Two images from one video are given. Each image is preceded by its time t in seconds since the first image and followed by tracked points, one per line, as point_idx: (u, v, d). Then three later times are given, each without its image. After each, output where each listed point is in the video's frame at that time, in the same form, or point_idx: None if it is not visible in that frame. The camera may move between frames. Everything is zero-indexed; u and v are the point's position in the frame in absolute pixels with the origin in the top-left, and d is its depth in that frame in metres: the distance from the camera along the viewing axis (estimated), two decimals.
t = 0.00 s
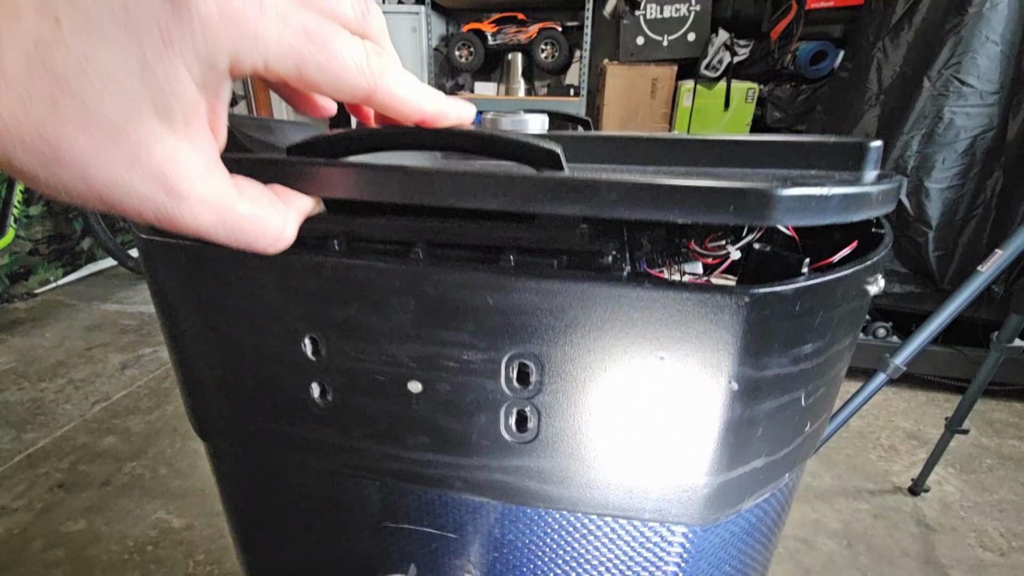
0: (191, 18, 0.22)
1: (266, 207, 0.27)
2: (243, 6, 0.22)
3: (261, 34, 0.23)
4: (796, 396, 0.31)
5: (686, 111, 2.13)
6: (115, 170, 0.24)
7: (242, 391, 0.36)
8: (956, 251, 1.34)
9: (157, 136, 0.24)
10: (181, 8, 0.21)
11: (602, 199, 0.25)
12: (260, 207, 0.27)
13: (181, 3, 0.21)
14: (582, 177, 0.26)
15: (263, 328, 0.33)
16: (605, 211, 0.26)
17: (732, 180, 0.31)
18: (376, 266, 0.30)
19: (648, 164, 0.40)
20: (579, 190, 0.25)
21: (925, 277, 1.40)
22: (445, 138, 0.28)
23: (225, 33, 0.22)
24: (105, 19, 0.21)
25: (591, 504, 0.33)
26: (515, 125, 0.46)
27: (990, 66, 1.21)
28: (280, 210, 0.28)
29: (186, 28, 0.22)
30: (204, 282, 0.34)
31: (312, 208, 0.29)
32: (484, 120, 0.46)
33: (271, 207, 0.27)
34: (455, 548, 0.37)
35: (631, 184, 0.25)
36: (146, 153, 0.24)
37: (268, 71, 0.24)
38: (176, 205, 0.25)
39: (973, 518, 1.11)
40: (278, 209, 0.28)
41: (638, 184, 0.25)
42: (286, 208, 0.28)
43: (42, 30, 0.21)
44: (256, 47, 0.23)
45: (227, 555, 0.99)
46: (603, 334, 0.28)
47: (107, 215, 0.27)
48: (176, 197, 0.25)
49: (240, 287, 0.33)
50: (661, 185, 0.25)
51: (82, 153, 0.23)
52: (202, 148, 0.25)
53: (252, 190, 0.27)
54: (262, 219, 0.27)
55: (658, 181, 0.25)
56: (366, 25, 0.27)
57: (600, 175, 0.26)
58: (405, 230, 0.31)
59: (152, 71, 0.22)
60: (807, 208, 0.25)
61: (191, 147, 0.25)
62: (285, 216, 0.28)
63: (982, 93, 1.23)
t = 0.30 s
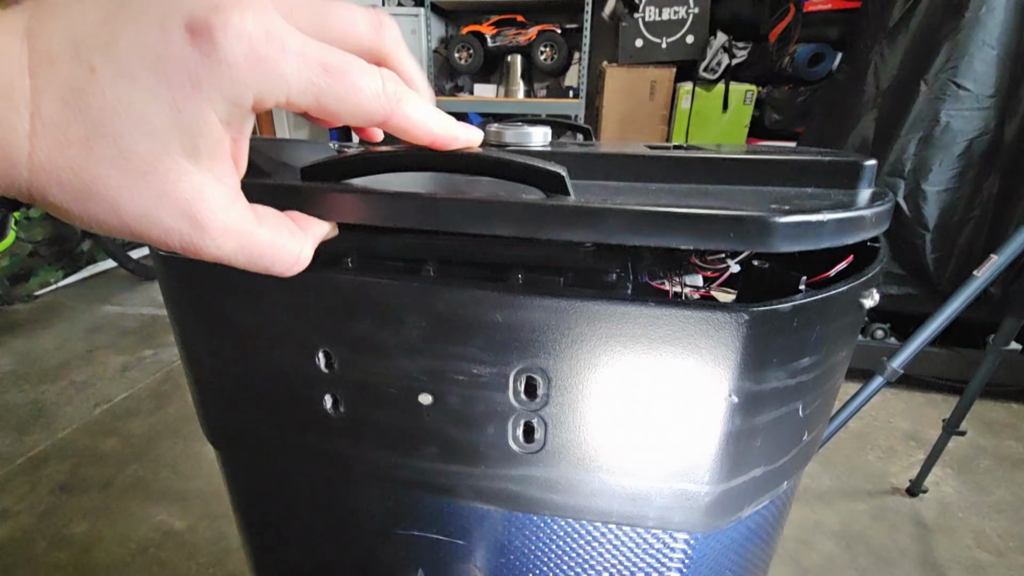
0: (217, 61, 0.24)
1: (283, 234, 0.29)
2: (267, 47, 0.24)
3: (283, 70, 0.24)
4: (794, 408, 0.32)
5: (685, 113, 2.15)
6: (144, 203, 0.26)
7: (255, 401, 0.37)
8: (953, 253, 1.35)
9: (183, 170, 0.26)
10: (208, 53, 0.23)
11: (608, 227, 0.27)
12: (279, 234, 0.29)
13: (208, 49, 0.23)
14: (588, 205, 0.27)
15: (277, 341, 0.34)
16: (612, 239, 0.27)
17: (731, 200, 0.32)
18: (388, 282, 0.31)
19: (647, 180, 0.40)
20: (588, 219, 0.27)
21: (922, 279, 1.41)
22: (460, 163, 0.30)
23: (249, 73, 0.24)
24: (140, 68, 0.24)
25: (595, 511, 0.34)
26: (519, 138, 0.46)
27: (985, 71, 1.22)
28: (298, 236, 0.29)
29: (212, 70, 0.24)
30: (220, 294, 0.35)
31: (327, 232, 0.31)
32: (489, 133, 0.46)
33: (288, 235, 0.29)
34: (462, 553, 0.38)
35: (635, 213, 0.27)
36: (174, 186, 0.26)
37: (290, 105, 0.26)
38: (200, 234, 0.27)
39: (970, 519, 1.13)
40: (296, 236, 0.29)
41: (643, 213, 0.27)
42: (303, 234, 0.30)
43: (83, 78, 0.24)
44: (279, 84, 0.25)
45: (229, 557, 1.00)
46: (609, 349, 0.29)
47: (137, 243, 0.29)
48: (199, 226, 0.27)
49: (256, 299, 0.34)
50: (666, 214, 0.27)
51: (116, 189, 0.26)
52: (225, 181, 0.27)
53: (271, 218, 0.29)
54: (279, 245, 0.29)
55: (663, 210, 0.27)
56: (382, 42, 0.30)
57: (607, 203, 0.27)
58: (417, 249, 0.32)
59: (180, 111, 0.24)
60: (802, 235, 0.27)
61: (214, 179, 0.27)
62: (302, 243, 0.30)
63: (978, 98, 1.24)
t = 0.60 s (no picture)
0: (225, 65, 0.24)
1: (289, 232, 0.29)
2: (272, 49, 0.24)
3: (288, 72, 0.24)
4: (792, 407, 0.33)
5: (683, 114, 2.14)
6: (152, 204, 0.26)
7: (257, 401, 0.38)
8: (951, 252, 1.35)
9: (189, 172, 0.26)
10: (215, 57, 0.24)
11: (606, 227, 0.28)
12: (284, 233, 0.29)
13: (216, 53, 0.24)
14: (588, 205, 0.28)
15: (279, 342, 0.34)
16: (611, 239, 0.28)
17: (731, 203, 0.32)
18: (390, 283, 0.31)
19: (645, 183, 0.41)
20: (588, 219, 0.28)
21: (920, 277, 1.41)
22: (462, 164, 0.30)
23: (255, 77, 0.24)
24: (147, 72, 0.24)
25: (595, 510, 0.34)
26: (517, 139, 0.46)
27: (983, 71, 1.23)
28: (303, 237, 0.30)
29: (220, 75, 0.24)
30: (222, 294, 0.35)
31: (329, 231, 0.31)
32: (488, 134, 0.47)
33: (293, 234, 0.29)
34: (463, 553, 0.38)
35: (633, 214, 0.27)
36: (180, 187, 0.26)
37: (295, 106, 0.26)
38: (206, 233, 0.28)
39: (969, 518, 1.13)
40: (301, 236, 0.29)
41: (641, 213, 0.27)
42: (308, 234, 0.30)
43: (94, 83, 0.24)
44: (284, 85, 0.25)
45: (228, 557, 1.00)
46: (611, 342, 0.30)
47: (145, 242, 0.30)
48: (206, 226, 0.27)
49: (257, 298, 0.34)
50: (665, 215, 0.27)
51: (124, 190, 0.26)
52: (231, 182, 0.27)
53: (275, 218, 0.29)
54: (284, 243, 0.29)
55: (662, 211, 0.27)
56: None
57: (606, 205, 0.28)
58: (418, 251, 0.33)
59: (187, 115, 0.25)
60: (798, 237, 0.27)
61: (219, 181, 0.27)
62: (305, 243, 0.30)
63: (976, 97, 1.24)
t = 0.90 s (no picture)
0: (234, 74, 0.24)
1: (294, 238, 0.29)
2: (280, 57, 0.24)
3: (296, 80, 0.25)
4: (794, 408, 0.33)
5: (682, 116, 2.14)
6: (161, 211, 0.27)
7: (260, 403, 0.38)
8: (950, 253, 1.35)
9: (198, 178, 0.26)
10: (224, 66, 0.24)
11: (609, 229, 0.28)
12: (289, 238, 0.29)
13: (225, 62, 0.24)
14: (589, 208, 0.28)
15: (283, 344, 0.35)
16: (613, 241, 0.28)
17: (732, 205, 0.33)
18: (394, 284, 0.31)
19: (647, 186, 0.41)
20: (590, 220, 0.28)
21: (919, 278, 1.41)
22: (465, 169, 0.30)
23: (264, 85, 0.24)
24: (157, 81, 0.24)
25: (599, 511, 0.34)
26: (519, 141, 0.47)
27: (981, 72, 1.23)
28: (307, 241, 0.30)
29: (229, 83, 0.24)
30: (226, 296, 0.35)
31: (331, 234, 0.32)
32: (489, 135, 0.47)
33: (299, 240, 0.29)
34: (465, 553, 0.38)
35: (636, 217, 0.27)
36: (189, 194, 0.26)
37: (302, 113, 0.26)
38: (213, 239, 0.28)
39: (970, 520, 1.13)
40: (306, 241, 0.30)
41: (645, 217, 0.27)
42: (312, 239, 0.30)
43: (105, 93, 0.24)
44: (292, 92, 0.25)
45: (226, 559, 1.00)
46: (614, 345, 0.30)
47: (153, 248, 0.30)
48: (214, 232, 0.27)
49: (261, 300, 0.34)
50: (667, 220, 0.27)
51: (134, 197, 0.26)
52: (239, 189, 0.27)
53: (282, 224, 0.29)
54: (290, 249, 0.29)
55: (664, 216, 0.27)
56: None
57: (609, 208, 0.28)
58: (421, 252, 0.33)
59: (197, 123, 0.25)
60: (799, 239, 0.27)
61: (227, 188, 0.27)
62: (309, 248, 0.30)
63: (974, 99, 1.25)
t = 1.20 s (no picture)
0: (227, 76, 0.24)
1: (292, 240, 0.29)
2: (274, 58, 0.24)
3: (290, 81, 0.24)
4: (793, 410, 0.33)
5: (680, 119, 2.14)
6: (159, 214, 0.27)
7: (257, 404, 0.38)
8: (949, 255, 1.35)
9: (195, 182, 0.26)
10: (218, 67, 0.24)
11: (608, 231, 0.28)
12: (288, 242, 0.29)
13: (218, 64, 0.24)
14: (588, 209, 0.28)
15: (280, 346, 0.34)
16: (613, 242, 0.28)
17: (731, 206, 0.33)
18: (392, 286, 0.31)
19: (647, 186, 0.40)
20: (588, 220, 0.28)
21: (918, 280, 1.41)
22: (462, 172, 0.30)
23: (257, 86, 0.24)
24: (152, 84, 0.24)
25: (598, 514, 0.34)
26: (518, 142, 0.47)
27: (979, 75, 1.23)
28: (307, 244, 0.29)
29: (223, 85, 0.24)
30: (223, 298, 0.35)
31: (331, 237, 0.31)
32: (488, 137, 0.47)
33: (298, 243, 0.29)
34: (464, 557, 0.38)
35: (636, 218, 0.27)
36: (186, 197, 0.26)
37: (297, 114, 0.26)
38: (212, 242, 0.28)
39: (970, 522, 1.13)
40: (305, 243, 0.29)
41: (645, 219, 0.27)
42: (311, 241, 0.30)
43: (101, 96, 0.25)
44: (287, 94, 0.25)
45: (224, 562, 1.00)
46: (611, 349, 0.30)
47: (155, 252, 0.30)
48: (212, 235, 0.27)
49: (258, 301, 0.34)
50: (668, 220, 0.27)
51: (133, 201, 0.27)
52: (236, 192, 0.27)
53: (281, 226, 0.29)
54: (288, 252, 0.29)
55: (665, 216, 0.27)
56: None
57: (609, 209, 0.28)
58: (419, 253, 0.33)
59: (192, 127, 0.25)
60: (799, 239, 0.27)
61: (225, 191, 0.27)
62: (307, 250, 0.29)
63: (972, 101, 1.25)
